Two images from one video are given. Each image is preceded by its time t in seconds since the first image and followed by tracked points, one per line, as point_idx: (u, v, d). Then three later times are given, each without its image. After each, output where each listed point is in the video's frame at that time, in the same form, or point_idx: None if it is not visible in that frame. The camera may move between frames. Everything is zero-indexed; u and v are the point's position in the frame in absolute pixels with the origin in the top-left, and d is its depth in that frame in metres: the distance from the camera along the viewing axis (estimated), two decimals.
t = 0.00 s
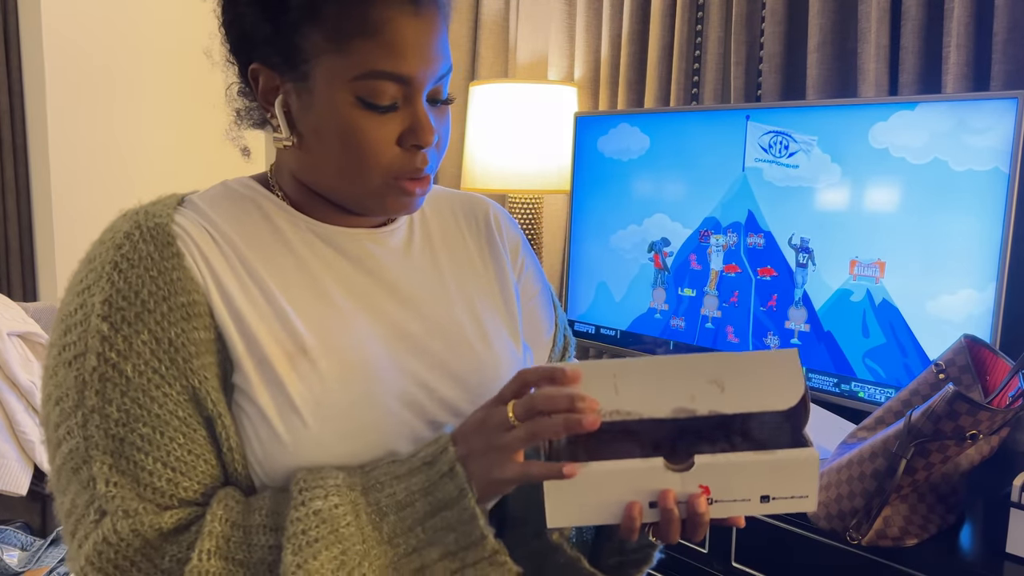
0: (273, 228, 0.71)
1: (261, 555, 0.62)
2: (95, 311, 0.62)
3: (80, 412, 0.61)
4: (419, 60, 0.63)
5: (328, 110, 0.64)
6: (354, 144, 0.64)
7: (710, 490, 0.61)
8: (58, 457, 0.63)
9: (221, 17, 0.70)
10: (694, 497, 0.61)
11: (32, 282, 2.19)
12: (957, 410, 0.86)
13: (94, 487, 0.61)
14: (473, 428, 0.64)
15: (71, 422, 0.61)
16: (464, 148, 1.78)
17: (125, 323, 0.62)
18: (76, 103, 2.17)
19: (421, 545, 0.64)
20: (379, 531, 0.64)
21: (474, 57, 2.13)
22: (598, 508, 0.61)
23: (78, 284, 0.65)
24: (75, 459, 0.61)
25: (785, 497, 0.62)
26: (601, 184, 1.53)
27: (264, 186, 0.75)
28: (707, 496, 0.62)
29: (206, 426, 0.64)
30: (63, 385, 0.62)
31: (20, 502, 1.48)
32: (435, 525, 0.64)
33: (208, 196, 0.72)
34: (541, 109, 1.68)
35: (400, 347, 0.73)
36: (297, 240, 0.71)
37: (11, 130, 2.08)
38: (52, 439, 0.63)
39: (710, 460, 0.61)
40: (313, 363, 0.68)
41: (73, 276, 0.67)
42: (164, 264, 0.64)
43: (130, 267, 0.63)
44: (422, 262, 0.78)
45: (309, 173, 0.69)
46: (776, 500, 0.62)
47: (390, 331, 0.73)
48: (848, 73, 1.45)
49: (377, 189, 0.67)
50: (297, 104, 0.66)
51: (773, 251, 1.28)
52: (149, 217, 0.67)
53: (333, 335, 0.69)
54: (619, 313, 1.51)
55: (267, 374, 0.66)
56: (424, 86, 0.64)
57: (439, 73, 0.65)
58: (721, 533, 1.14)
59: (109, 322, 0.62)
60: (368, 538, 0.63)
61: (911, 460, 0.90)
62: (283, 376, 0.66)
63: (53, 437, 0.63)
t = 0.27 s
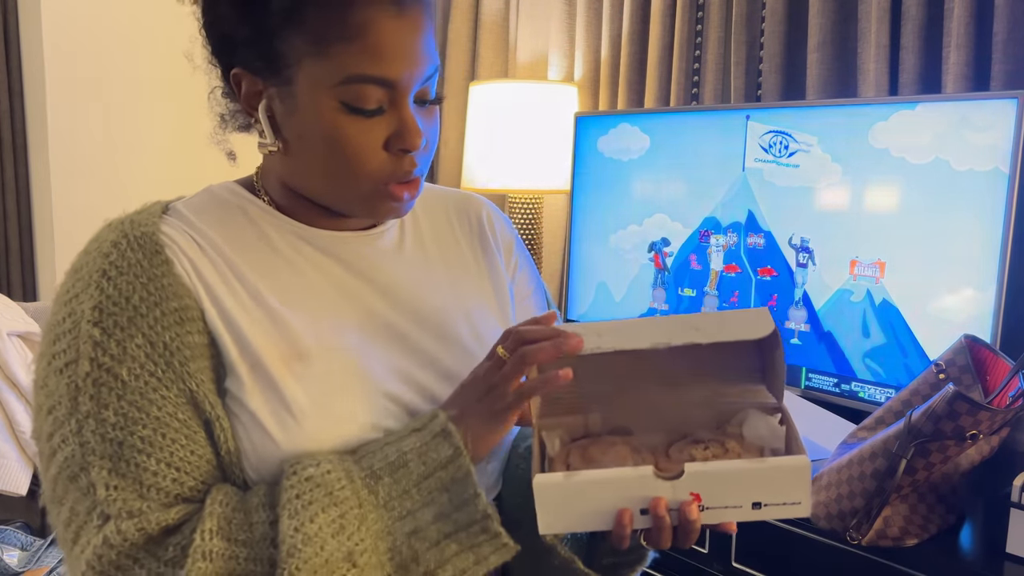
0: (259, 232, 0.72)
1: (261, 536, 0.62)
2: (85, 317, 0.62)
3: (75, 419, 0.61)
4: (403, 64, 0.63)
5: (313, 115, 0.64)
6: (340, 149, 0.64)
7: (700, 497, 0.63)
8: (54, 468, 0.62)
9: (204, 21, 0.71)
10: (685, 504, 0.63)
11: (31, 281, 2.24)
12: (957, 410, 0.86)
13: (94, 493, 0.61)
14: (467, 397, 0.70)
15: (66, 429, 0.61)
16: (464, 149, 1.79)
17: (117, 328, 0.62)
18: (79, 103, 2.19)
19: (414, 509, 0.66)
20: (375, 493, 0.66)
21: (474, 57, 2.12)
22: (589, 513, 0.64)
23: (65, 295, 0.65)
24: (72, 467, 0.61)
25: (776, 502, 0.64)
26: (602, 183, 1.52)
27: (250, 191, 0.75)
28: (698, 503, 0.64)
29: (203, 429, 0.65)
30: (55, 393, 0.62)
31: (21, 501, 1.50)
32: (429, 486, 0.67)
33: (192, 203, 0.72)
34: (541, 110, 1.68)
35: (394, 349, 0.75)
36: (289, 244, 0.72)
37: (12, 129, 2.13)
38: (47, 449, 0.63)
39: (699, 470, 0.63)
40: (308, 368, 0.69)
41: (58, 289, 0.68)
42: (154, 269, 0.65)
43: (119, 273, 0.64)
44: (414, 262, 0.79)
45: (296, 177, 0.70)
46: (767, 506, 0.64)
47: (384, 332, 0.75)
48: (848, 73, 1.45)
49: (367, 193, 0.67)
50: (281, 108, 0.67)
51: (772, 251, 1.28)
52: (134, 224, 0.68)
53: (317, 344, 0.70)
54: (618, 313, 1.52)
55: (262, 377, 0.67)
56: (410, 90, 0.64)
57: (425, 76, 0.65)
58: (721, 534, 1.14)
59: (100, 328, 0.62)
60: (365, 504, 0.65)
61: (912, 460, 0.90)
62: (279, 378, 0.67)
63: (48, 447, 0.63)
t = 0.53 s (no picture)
0: (244, 239, 0.72)
1: (274, 522, 0.61)
2: (79, 321, 0.62)
3: (74, 422, 0.60)
4: (386, 72, 0.63)
5: (295, 126, 0.64)
6: (324, 160, 0.65)
7: (694, 484, 0.64)
8: (52, 478, 0.60)
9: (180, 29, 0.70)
10: (680, 492, 0.65)
11: (32, 281, 2.27)
12: (957, 410, 0.86)
13: (99, 496, 0.59)
14: (466, 383, 0.72)
15: (65, 434, 0.60)
16: (463, 150, 1.79)
17: (113, 330, 0.62)
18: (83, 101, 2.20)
19: (422, 490, 0.67)
20: (383, 472, 0.65)
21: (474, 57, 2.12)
22: (585, 505, 0.65)
23: (54, 304, 0.64)
24: (73, 472, 0.59)
25: (771, 486, 0.65)
26: (602, 182, 1.52)
27: (235, 197, 0.75)
28: (693, 490, 0.65)
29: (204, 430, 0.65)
30: (52, 399, 0.60)
31: (21, 502, 1.50)
32: (434, 466, 0.68)
33: (176, 211, 0.73)
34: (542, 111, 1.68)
35: (389, 349, 0.76)
36: (281, 250, 0.73)
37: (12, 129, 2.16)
38: (44, 460, 0.61)
39: (692, 459, 0.63)
40: (310, 367, 0.69)
41: (43, 303, 0.66)
42: (149, 274, 0.65)
43: (111, 279, 0.64)
44: (405, 257, 0.80)
45: (282, 185, 0.70)
46: (762, 490, 0.65)
47: (378, 332, 0.75)
48: (848, 73, 1.45)
49: (356, 204, 0.68)
50: (263, 119, 0.67)
51: (772, 251, 1.28)
52: (123, 233, 0.68)
53: (307, 348, 0.70)
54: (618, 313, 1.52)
55: (257, 380, 0.68)
56: (394, 97, 0.64)
57: (410, 83, 0.65)
58: (722, 534, 1.14)
59: (97, 332, 0.61)
60: (376, 484, 0.64)
61: (911, 460, 0.90)
62: (278, 380, 0.67)
63: (44, 457, 0.61)
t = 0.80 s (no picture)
0: (239, 243, 0.72)
1: (279, 521, 0.61)
2: (73, 327, 0.61)
3: (71, 428, 0.59)
4: (381, 77, 0.63)
5: (291, 132, 0.64)
6: (321, 166, 0.65)
7: (699, 480, 0.64)
8: (51, 485, 0.60)
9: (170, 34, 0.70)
10: (686, 489, 0.65)
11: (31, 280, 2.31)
12: (958, 411, 0.86)
13: (100, 501, 0.58)
14: (462, 381, 0.72)
15: (63, 441, 0.59)
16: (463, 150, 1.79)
17: (108, 334, 0.61)
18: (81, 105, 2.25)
19: (424, 486, 0.67)
20: (385, 469, 0.65)
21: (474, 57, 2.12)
22: (588, 504, 0.65)
23: (46, 310, 0.64)
24: (72, 478, 0.59)
25: (775, 479, 0.65)
26: (601, 182, 1.52)
27: (227, 199, 0.75)
28: (697, 486, 0.65)
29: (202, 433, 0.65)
30: (48, 406, 0.60)
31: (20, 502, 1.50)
32: (436, 463, 0.68)
33: (168, 215, 0.73)
34: (542, 111, 1.68)
35: (385, 352, 0.74)
36: (278, 254, 0.73)
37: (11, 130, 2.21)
38: (41, 467, 0.60)
39: (697, 457, 0.63)
40: (309, 370, 0.69)
41: (34, 309, 0.66)
42: (142, 278, 0.65)
43: (105, 283, 0.63)
44: (400, 257, 0.80)
45: (276, 189, 0.70)
46: (767, 482, 0.65)
47: (376, 334, 0.75)
48: (848, 73, 1.45)
49: (352, 209, 0.68)
50: (257, 124, 0.66)
51: (773, 251, 1.28)
52: (115, 237, 0.68)
53: (305, 350, 0.70)
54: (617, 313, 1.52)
55: (256, 382, 0.68)
56: (390, 102, 0.64)
57: (405, 86, 0.65)
58: (722, 535, 1.14)
59: (91, 336, 0.61)
60: (379, 481, 0.64)
61: (912, 461, 0.89)
62: (277, 382, 0.67)
63: (41, 465, 0.60)
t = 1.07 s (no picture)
0: (232, 243, 0.72)
1: (289, 517, 0.61)
2: (70, 331, 0.61)
3: (74, 432, 0.59)
4: (376, 77, 0.63)
5: (286, 134, 0.64)
6: (317, 168, 0.65)
7: (698, 479, 0.64)
8: (55, 491, 0.60)
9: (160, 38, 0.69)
10: (684, 486, 0.64)
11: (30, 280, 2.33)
12: (958, 411, 0.86)
13: (107, 504, 0.58)
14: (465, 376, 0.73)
15: (66, 446, 0.59)
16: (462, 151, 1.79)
17: (108, 337, 0.61)
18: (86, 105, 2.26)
19: (432, 480, 0.67)
20: (393, 463, 0.65)
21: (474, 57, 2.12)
22: (586, 497, 0.65)
23: (41, 314, 0.63)
24: (78, 483, 0.59)
25: (773, 479, 0.65)
26: (600, 182, 1.52)
27: (220, 202, 0.75)
28: (696, 484, 0.65)
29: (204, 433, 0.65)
30: (49, 411, 0.60)
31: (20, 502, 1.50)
32: (443, 456, 0.68)
33: (161, 218, 0.72)
34: (542, 112, 1.68)
35: (383, 353, 0.75)
36: (273, 256, 0.72)
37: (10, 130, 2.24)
38: (44, 473, 0.60)
39: (697, 457, 0.63)
40: (308, 372, 0.69)
41: (28, 315, 0.66)
42: (138, 280, 0.65)
43: (101, 286, 0.63)
44: (395, 258, 0.80)
45: (270, 192, 0.70)
46: (764, 482, 0.65)
47: (373, 335, 0.75)
48: (848, 73, 1.45)
49: (347, 211, 0.68)
50: (251, 127, 0.66)
51: (773, 251, 1.28)
52: (109, 239, 0.67)
53: (303, 350, 0.70)
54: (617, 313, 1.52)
55: (258, 383, 0.68)
56: (385, 102, 0.64)
57: (400, 85, 0.65)
58: (721, 535, 1.14)
59: (90, 339, 0.61)
60: (387, 475, 0.64)
61: (912, 461, 0.89)
62: (278, 382, 0.67)
63: (44, 471, 0.60)
